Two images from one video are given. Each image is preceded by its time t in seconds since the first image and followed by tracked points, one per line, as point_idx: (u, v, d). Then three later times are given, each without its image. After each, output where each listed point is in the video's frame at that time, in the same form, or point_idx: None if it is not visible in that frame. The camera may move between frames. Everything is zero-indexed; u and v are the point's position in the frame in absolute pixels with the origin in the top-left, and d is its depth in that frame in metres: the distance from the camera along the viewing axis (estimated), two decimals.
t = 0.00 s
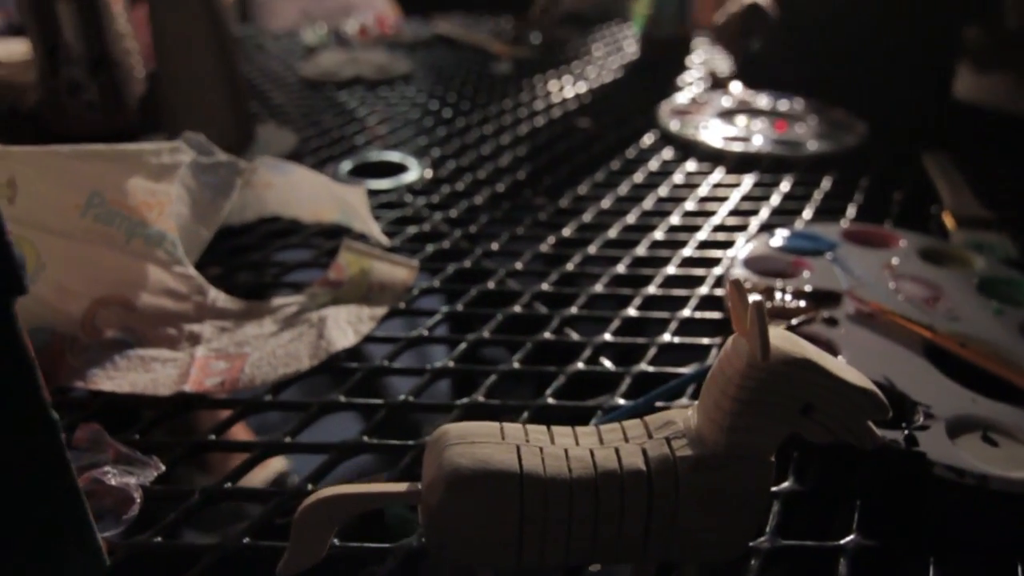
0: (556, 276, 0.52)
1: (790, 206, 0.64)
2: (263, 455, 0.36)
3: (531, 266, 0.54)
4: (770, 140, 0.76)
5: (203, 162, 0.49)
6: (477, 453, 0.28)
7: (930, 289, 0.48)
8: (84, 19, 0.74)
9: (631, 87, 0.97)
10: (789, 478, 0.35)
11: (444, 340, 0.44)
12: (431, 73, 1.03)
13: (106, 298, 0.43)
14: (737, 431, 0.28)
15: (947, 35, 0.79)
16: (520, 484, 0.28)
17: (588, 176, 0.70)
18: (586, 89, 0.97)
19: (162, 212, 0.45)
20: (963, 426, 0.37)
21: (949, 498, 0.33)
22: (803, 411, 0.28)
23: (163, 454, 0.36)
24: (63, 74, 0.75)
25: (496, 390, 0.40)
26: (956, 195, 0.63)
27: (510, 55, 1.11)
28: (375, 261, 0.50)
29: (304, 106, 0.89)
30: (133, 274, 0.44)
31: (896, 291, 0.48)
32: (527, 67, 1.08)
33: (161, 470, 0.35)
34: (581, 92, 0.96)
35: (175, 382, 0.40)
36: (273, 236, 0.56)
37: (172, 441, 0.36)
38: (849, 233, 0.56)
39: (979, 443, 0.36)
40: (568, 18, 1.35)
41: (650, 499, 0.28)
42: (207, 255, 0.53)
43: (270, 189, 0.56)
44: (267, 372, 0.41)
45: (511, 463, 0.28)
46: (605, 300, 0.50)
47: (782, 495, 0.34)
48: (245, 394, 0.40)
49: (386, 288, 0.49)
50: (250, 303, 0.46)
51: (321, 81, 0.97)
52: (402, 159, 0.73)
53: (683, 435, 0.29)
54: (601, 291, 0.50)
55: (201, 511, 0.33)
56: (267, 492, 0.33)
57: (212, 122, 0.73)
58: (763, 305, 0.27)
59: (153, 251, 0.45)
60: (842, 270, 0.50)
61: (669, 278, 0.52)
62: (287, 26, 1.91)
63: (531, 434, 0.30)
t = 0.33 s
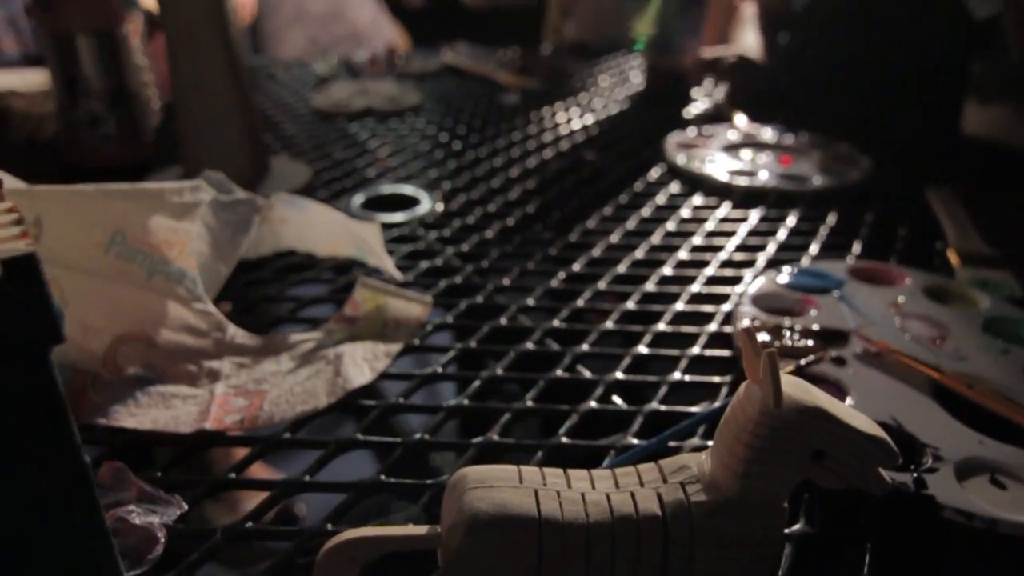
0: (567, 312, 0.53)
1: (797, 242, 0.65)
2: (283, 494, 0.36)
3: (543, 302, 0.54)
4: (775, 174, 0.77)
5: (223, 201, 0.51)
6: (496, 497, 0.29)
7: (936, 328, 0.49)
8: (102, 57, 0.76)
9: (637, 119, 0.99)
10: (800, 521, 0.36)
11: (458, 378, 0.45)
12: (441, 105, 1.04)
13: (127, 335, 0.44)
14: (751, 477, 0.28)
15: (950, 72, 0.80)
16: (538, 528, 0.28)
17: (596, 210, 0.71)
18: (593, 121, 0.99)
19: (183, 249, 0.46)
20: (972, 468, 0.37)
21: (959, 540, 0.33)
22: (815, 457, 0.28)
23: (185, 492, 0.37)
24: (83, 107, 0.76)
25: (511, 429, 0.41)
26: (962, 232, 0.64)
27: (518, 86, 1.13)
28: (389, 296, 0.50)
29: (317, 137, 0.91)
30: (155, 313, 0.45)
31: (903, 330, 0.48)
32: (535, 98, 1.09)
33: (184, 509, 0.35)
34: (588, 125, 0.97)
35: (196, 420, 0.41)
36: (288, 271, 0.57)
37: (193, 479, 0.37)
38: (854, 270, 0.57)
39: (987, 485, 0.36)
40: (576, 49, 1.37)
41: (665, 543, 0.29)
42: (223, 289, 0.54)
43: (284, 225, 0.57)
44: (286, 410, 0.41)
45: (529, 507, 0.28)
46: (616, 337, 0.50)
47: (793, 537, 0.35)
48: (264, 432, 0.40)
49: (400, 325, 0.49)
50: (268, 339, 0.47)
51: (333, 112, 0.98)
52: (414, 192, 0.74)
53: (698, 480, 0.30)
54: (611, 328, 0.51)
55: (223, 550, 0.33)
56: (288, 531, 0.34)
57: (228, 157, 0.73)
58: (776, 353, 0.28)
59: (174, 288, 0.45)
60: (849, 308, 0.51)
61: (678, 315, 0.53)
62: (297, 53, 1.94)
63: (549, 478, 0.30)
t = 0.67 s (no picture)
0: (578, 346, 0.54)
1: (804, 275, 0.66)
2: (304, 530, 0.37)
3: (555, 335, 0.55)
4: (782, 206, 0.78)
5: (243, 237, 0.52)
6: (518, 538, 0.29)
7: (944, 365, 0.49)
8: (121, 90, 0.78)
9: (644, 149, 1.00)
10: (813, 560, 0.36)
11: (473, 413, 0.46)
12: (450, 134, 1.06)
13: (149, 369, 0.45)
14: (766, 521, 0.29)
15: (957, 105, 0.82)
16: (559, 570, 0.29)
17: (605, 242, 0.72)
18: (600, 151, 1.00)
19: (205, 285, 0.47)
20: (981, 508, 0.38)
21: None
22: (829, 502, 0.29)
23: (208, 528, 0.37)
24: (101, 138, 0.78)
25: (528, 464, 0.42)
26: (968, 265, 0.65)
27: (526, 115, 1.15)
28: (405, 331, 0.51)
29: (329, 167, 0.92)
30: (176, 347, 0.46)
31: (911, 367, 0.49)
32: (543, 127, 1.11)
33: (207, 544, 0.36)
34: (596, 155, 0.98)
35: (217, 455, 0.41)
36: (304, 303, 0.58)
37: (215, 515, 0.38)
38: (862, 304, 0.57)
39: (996, 525, 0.37)
40: (582, 78, 1.39)
41: None
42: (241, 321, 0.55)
43: (302, 258, 0.58)
44: (305, 445, 0.42)
45: (550, 548, 0.29)
46: (627, 371, 0.51)
47: None
48: (284, 467, 0.41)
49: (415, 359, 0.50)
50: (286, 373, 0.48)
51: (345, 141, 1.00)
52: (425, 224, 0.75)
53: (714, 522, 0.30)
54: (624, 362, 0.52)
55: None
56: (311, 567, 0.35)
57: (242, 187, 0.73)
58: (792, 402, 0.29)
59: (195, 323, 0.46)
60: (857, 344, 0.52)
61: (689, 349, 0.54)
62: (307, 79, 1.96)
63: (568, 520, 0.31)
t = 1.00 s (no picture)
0: (590, 378, 0.54)
1: (813, 305, 0.67)
2: (325, 564, 0.38)
3: (568, 367, 0.56)
4: (789, 236, 0.79)
5: (263, 270, 0.53)
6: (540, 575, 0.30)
7: (953, 399, 0.50)
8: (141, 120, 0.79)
9: (651, 176, 1.01)
10: None
11: (489, 446, 0.47)
12: (460, 162, 1.07)
13: (172, 401, 0.46)
14: (781, 562, 0.30)
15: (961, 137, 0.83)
16: None
17: (615, 272, 0.73)
18: (608, 179, 1.01)
19: (226, 318, 0.48)
20: (992, 545, 0.38)
21: None
22: (844, 542, 0.30)
23: (231, 561, 0.38)
24: (120, 167, 0.79)
25: (543, 497, 0.43)
26: (975, 296, 0.65)
27: (534, 142, 1.16)
28: (418, 362, 0.52)
29: (341, 195, 0.94)
30: (197, 379, 0.47)
31: (920, 401, 0.50)
32: (551, 154, 1.12)
33: None
34: (604, 183, 1.00)
35: (239, 488, 0.42)
36: (321, 333, 0.59)
37: (237, 549, 0.39)
38: (870, 337, 0.58)
39: (1008, 561, 0.37)
40: (589, 104, 1.40)
41: None
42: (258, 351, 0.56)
43: (319, 289, 0.59)
44: (324, 478, 0.43)
45: None
46: (640, 404, 0.52)
47: None
48: (304, 500, 0.42)
49: (431, 390, 0.51)
50: (305, 405, 0.48)
51: (356, 168, 1.01)
52: (437, 253, 0.76)
53: (730, 561, 0.32)
54: (636, 394, 0.52)
55: None
56: None
57: (257, 216, 0.74)
58: (807, 446, 0.29)
59: (216, 355, 0.47)
60: (866, 378, 0.52)
61: (700, 381, 0.55)
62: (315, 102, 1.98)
63: (588, 557, 0.32)
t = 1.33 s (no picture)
0: (602, 407, 0.55)
1: (821, 333, 0.67)
2: None
3: (579, 396, 0.57)
4: (796, 263, 0.80)
5: (281, 302, 0.55)
6: None
7: (961, 429, 0.51)
8: (157, 148, 0.80)
9: (659, 202, 1.02)
10: None
11: (504, 476, 0.47)
12: (469, 187, 1.08)
13: (192, 432, 0.46)
14: None
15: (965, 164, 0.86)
16: None
17: (625, 299, 0.74)
18: (616, 204, 1.02)
19: (245, 349, 0.50)
20: None
21: None
22: None
23: None
24: (136, 196, 0.81)
25: (558, 528, 0.43)
26: (982, 324, 0.66)
27: (543, 167, 1.17)
28: (434, 392, 0.53)
29: (352, 220, 0.95)
30: (217, 409, 0.47)
31: (929, 432, 0.50)
32: (558, 179, 1.13)
33: None
34: (612, 208, 1.01)
35: (259, 518, 0.43)
36: (337, 361, 0.60)
37: None
38: (878, 366, 0.59)
39: None
40: (595, 127, 1.41)
41: None
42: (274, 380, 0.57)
43: (333, 317, 0.61)
44: (343, 509, 0.44)
45: None
46: (652, 433, 0.52)
47: None
48: (323, 531, 0.42)
49: (446, 419, 0.52)
50: (322, 435, 0.49)
51: (367, 194, 1.02)
52: (447, 280, 0.77)
53: None
54: (647, 424, 0.53)
55: None
56: None
57: (272, 242, 0.75)
58: (820, 484, 0.30)
59: (235, 386, 0.48)
60: (875, 407, 0.53)
61: (710, 411, 0.55)
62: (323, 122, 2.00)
63: None
